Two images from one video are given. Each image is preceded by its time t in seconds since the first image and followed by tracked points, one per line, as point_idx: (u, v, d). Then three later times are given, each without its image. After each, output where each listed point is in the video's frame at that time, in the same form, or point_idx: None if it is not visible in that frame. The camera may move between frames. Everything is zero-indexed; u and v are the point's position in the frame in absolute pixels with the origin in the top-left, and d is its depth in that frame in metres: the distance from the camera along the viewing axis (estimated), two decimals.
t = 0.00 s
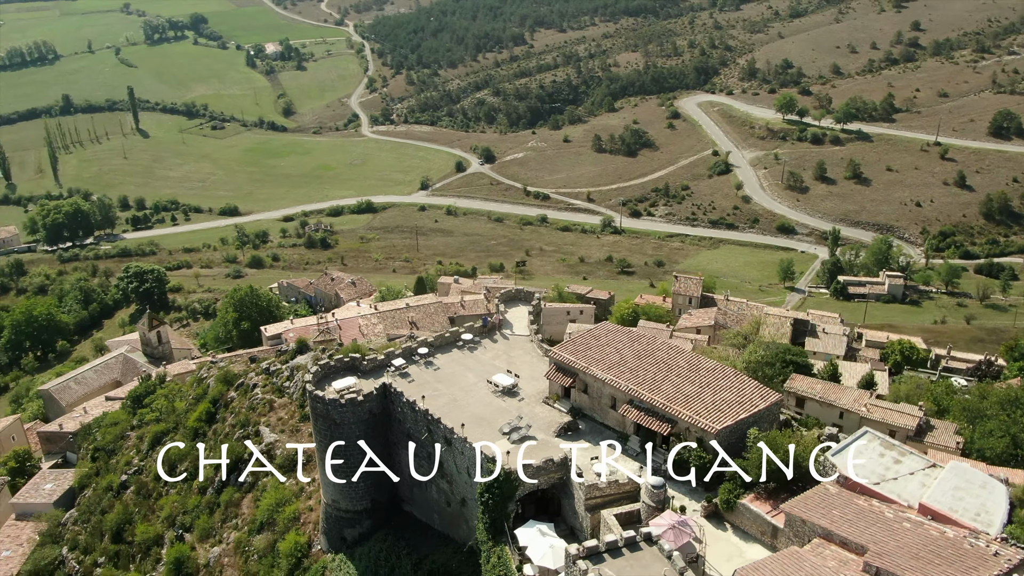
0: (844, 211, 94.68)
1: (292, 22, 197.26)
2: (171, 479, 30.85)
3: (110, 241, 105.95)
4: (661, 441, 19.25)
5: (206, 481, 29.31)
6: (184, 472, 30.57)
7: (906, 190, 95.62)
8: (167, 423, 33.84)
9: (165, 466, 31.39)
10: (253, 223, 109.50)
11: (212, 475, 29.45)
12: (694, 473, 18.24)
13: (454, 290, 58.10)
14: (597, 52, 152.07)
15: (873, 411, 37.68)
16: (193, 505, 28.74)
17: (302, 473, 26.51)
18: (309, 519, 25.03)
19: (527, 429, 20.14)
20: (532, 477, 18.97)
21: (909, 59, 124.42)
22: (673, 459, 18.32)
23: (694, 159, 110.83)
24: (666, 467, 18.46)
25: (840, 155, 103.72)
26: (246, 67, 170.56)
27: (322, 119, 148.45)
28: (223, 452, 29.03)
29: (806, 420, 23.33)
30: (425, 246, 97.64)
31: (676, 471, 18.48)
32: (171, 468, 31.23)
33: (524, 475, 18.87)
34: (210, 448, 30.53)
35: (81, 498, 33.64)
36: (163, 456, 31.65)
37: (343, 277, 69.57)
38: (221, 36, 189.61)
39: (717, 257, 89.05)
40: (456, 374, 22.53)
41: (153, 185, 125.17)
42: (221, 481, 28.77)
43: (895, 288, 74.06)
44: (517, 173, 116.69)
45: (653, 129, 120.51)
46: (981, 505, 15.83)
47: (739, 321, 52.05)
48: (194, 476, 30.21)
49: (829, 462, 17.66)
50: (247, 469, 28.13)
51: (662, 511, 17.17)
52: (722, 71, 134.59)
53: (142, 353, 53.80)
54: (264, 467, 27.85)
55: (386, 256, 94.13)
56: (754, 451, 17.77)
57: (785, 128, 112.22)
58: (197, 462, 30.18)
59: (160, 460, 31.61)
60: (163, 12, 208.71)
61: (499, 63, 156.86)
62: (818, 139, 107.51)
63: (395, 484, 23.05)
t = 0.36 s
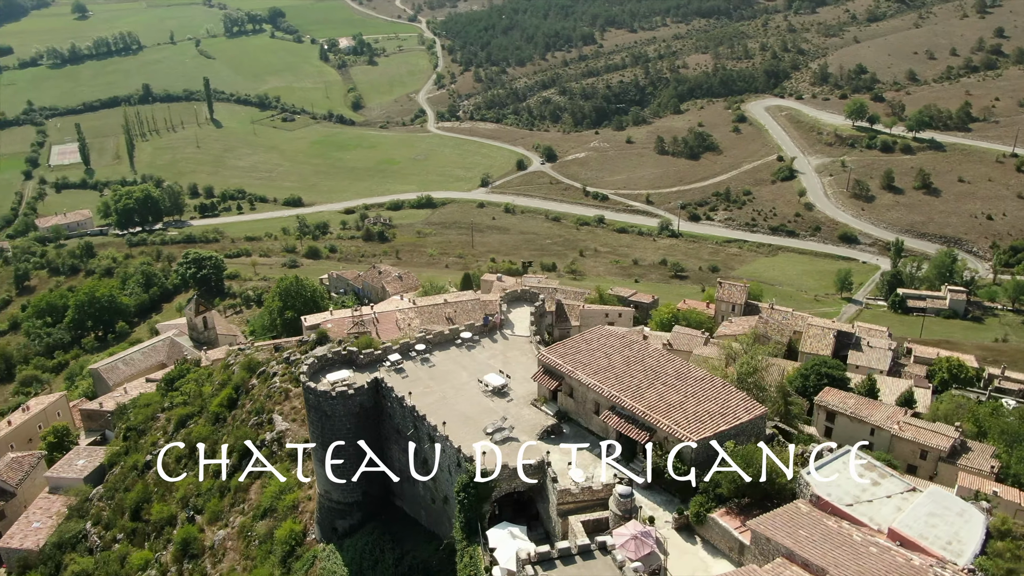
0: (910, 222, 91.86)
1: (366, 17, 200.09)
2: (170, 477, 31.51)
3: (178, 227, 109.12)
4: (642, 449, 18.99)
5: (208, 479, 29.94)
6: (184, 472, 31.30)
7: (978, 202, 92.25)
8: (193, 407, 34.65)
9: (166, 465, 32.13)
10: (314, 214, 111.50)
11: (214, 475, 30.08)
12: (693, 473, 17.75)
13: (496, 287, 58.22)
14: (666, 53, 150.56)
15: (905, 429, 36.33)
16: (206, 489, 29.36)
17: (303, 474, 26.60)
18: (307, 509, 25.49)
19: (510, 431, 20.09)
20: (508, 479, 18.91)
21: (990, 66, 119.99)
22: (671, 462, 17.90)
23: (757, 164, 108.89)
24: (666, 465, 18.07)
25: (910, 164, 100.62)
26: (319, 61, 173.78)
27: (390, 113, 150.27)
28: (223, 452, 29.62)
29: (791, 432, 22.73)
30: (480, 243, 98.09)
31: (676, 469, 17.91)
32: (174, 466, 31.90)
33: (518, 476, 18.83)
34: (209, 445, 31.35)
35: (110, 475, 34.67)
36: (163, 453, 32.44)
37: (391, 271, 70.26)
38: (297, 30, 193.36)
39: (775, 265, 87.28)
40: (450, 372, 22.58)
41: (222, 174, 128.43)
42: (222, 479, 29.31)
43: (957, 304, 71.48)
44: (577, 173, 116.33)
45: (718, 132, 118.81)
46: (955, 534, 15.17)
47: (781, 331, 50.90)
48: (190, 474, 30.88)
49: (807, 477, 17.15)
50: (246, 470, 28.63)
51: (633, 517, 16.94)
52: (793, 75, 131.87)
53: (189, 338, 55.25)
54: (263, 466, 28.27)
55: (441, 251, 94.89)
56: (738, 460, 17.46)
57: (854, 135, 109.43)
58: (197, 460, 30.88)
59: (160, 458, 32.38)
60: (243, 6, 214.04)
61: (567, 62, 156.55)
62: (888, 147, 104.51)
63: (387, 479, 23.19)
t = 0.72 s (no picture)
0: (981, 237, 88.68)
1: (440, 14, 201.76)
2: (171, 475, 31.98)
3: (244, 216, 111.93)
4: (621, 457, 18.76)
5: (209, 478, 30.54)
6: (185, 472, 31.84)
7: None
8: (220, 393, 35.52)
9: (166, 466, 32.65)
10: (376, 208, 112.98)
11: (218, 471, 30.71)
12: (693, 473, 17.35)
13: (539, 287, 58.10)
14: (738, 56, 148.23)
15: (938, 450, 34.84)
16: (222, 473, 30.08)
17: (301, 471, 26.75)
18: (306, 498, 25.90)
19: (493, 431, 20.06)
20: (485, 480, 18.81)
21: None
22: (670, 458, 17.51)
23: (824, 171, 106.48)
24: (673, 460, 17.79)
25: (984, 176, 97.12)
26: (391, 57, 175.97)
27: (457, 110, 151.27)
28: (224, 452, 30.37)
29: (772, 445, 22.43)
30: (536, 242, 98.14)
31: (677, 468, 17.70)
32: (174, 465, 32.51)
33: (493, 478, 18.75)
34: (209, 451, 32.22)
35: (139, 455, 35.72)
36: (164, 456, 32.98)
37: (441, 267, 70.79)
38: (372, 26, 196.10)
39: (834, 274, 85.19)
40: (445, 369, 22.64)
41: (290, 166, 131.17)
42: (226, 475, 29.90)
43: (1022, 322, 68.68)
44: (639, 175, 115.41)
45: (786, 137, 116.53)
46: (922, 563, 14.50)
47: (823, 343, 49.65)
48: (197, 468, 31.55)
49: (782, 492, 16.62)
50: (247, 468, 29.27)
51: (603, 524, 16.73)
52: (868, 81, 128.46)
53: (236, 325, 56.53)
54: (263, 468, 28.78)
55: (496, 249, 95.23)
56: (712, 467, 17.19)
57: (927, 144, 106.06)
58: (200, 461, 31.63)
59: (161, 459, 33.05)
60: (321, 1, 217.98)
61: (637, 63, 155.35)
62: (962, 157, 101.04)
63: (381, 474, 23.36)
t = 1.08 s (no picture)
0: None
1: (513, 12, 202.21)
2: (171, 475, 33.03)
3: (307, 207, 114.07)
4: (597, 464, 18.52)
5: (208, 478, 31.05)
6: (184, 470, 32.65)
7: None
8: (247, 380, 36.26)
9: (173, 464, 33.29)
10: (435, 203, 113.93)
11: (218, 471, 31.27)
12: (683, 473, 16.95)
13: (581, 288, 57.75)
14: (812, 60, 145.05)
15: (970, 474, 33.60)
16: (238, 459, 30.74)
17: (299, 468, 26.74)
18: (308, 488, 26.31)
19: (476, 431, 20.04)
20: (462, 480, 18.76)
21: None
22: (671, 461, 17.37)
23: (893, 181, 103.51)
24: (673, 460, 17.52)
25: None
26: (462, 54, 177.09)
27: (524, 109, 151.37)
28: (223, 452, 30.85)
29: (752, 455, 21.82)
30: (592, 243, 97.70)
31: (657, 474, 17.35)
32: (174, 467, 33.14)
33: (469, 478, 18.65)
34: (225, 440, 32.91)
35: (168, 437, 36.68)
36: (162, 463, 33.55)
37: (489, 264, 71.06)
38: (445, 23, 197.56)
39: (896, 287, 82.73)
40: (439, 368, 22.71)
41: (356, 160, 133.14)
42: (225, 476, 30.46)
43: None
44: (701, 178, 113.94)
45: (855, 145, 113.66)
46: None
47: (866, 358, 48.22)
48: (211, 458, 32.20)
49: (750, 510, 16.09)
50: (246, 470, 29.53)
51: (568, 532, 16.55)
52: (946, 89, 124.34)
53: (280, 314, 57.51)
54: (264, 467, 29.08)
55: (552, 248, 95.12)
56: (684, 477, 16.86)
57: (1003, 156, 102.18)
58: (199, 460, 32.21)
59: (160, 460, 33.72)
60: None
61: (707, 65, 153.25)
62: None
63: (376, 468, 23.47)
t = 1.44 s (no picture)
0: None
1: (587, 12, 201.72)
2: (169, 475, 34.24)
3: (369, 201, 115.69)
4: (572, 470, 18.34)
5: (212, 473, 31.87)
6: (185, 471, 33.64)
7: None
8: (275, 368, 36.99)
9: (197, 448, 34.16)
10: (495, 201, 114.37)
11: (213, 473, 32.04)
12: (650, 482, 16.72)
13: (623, 291, 57.24)
14: (889, 67, 141.25)
15: (1003, 502, 32.08)
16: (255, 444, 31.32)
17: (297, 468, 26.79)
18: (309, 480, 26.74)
19: (460, 431, 20.06)
20: (439, 479, 18.84)
21: None
22: (641, 471, 17.07)
23: (965, 193, 100.16)
24: (646, 471, 17.24)
25: None
26: (533, 53, 177.38)
27: (591, 109, 150.83)
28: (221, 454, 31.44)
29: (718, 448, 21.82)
30: (649, 246, 96.86)
31: (626, 483, 17.07)
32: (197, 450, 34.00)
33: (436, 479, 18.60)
34: (247, 425, 33.59)
35: (199, 420, 37.63)
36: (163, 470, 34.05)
37: (538, 264, 71.13)
38: (518, 22, 198.04)
39: (961, 302, 79.95)
40: (435, 366, 22.79)
41: (421, 155, 134.51)
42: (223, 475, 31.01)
43: None
44: (766, 185, 111.93)
45: (928, 155, 110.31)
46: None
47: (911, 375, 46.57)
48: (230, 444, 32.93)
49: (710, 526, 15.70)
50: (246, 468, 29.99)
51: (527, 535, 16.43)
52: None
53: (325, 306, 58.40)
54: (262, 466, 29.43)
55: (607, 250, 94.58)
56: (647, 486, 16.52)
57: None
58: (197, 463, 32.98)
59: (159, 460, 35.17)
60: None
61: (780, 69, 150.51)
62: None
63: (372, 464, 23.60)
